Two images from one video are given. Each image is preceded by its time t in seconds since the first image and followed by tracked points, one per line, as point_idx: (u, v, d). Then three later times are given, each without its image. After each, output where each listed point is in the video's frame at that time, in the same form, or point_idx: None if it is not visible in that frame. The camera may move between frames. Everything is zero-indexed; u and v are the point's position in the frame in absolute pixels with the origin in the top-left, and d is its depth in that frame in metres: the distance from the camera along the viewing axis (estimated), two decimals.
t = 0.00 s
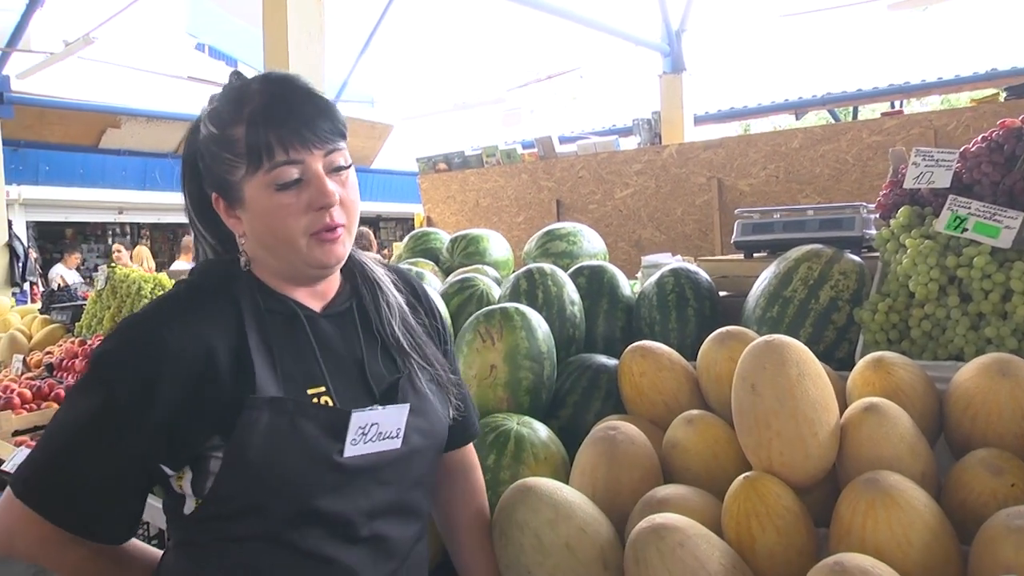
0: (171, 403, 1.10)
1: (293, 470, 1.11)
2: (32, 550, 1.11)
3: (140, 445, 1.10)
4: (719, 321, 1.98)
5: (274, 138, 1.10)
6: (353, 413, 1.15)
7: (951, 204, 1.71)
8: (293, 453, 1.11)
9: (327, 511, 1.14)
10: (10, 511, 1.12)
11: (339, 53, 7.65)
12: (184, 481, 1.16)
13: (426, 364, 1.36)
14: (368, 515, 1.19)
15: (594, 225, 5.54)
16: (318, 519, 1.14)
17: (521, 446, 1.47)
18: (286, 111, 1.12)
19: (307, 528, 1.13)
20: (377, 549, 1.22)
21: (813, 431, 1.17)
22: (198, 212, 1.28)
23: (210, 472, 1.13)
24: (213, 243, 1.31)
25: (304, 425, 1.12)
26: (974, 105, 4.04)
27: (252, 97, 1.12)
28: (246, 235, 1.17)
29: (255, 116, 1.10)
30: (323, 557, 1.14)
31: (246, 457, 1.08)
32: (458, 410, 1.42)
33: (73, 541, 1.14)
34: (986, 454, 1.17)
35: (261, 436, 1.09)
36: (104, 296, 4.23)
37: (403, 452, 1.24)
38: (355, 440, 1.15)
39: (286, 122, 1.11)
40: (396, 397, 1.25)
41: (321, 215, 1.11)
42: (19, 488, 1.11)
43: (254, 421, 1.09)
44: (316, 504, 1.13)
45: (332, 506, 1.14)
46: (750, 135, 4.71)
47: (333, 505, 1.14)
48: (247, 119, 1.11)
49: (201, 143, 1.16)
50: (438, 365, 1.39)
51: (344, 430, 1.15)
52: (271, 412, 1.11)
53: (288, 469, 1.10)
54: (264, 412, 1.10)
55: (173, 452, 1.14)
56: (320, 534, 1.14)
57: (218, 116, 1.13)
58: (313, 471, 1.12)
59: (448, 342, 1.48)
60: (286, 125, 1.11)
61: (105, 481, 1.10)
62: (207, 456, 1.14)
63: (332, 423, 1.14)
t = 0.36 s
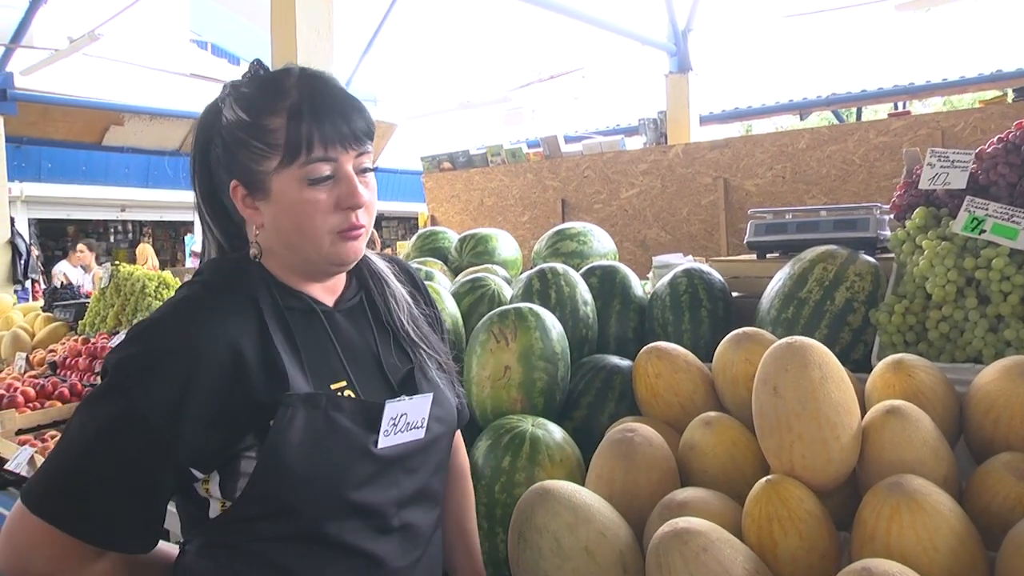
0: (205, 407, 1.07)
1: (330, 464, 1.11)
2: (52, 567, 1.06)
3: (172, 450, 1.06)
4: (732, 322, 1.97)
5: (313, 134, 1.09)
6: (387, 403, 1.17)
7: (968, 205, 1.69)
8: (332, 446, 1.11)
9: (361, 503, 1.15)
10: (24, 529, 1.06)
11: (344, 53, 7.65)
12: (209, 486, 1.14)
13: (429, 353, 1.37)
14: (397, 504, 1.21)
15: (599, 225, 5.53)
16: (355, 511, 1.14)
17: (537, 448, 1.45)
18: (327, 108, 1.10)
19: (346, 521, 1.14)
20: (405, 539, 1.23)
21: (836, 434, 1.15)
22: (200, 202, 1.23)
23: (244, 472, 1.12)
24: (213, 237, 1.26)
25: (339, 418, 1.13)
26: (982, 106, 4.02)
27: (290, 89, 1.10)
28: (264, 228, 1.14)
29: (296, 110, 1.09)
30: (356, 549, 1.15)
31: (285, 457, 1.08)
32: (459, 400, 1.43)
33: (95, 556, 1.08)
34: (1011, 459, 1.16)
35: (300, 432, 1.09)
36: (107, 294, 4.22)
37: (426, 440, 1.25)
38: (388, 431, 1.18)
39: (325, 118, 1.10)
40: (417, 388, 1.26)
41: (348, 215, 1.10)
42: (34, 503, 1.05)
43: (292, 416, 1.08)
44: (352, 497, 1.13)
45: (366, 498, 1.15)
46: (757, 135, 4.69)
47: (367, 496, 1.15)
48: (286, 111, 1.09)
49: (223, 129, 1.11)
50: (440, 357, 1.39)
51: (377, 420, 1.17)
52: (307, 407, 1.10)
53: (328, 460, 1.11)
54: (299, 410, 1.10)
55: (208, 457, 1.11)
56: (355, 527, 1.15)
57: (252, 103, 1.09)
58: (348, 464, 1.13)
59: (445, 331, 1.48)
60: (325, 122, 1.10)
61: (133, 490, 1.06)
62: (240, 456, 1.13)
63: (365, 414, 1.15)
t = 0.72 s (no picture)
0: (217, 401, 1.05)
1: (343, 460, 1.09)
2: None
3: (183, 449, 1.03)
4: (739, 323, 1.95)
5: (349, 124, 1.11)
6: (400, 399, 1.15)
7: (978, 207, 1.66)
8: (345, 443, 1.09)
9: (375, 503, 1.12)
10: (37, 542, 1.03)
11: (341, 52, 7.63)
12: (220, 483, 1.11)
13: (441, 351, 1.36)
14: (412, 505, 1.18)
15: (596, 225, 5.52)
16: (369, 512, 1.12)
17: (545, 451, 1.43)
18: (363, 100, 1.13)
19: (361, 520, 1.11)
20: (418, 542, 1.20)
21: (852, 437, 1.14)
22: (208, 192, 1.21)
23: (255, 467, 1.09)
24: (218, 229, 1.24)
25: (351, 414, 1.11)
26: (981, 108, 4.01)
27: (322, 79, 1.12)
28: (285, 218, 1.13)
29: (332, 100, 1.10)
30: (368, 551, 1.12)
31: (295, 452, 1.05)
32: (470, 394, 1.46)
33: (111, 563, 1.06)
34: None
35: (312, 427, 1.07)
36: (102, 291, 4.19)
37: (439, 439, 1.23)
38: (402, 426, 1.15)
39: (359, 109, 1.12)
40: (432, 383, 1.25)
41: (376, 207, 1.13)
42: (45, 514, 1.02)
43: (304, 409, 1.06)
44: (364, 498, 1.11)
45: (380, 497, 1.13)
46: (755, 136, 4.68)
47: (380, 496, 1.13)
48: (321, 101, 1.10)
49: (246, 116, 1.11)
50: (451, 356, 1.38)
51: (390, 415, 1.14)
52: (319, 402, 1.08)
53: (341, 457, 1.09)
54: (311, 404, 1.07)
55: (220, 452, 1.09)
56: (368, 528, 1.12)
57: (284, 91, 1.10)
58: (361, 461, 1.10)
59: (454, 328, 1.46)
60: (360, 113, 1.12)
61: (145, 494, 1.03)
62: (251, 453, 1.10)
63: (378, 410, 1.14)
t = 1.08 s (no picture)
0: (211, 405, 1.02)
1: (342, 468, 1.07)
2: None
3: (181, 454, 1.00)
4: (737, 326, 1.94)
5: (341, 120, 1.08)
6: (398, 405, 1.13)
7: (979, 211, 1.65)
8: (344, 450, 1.07)
9: (376, 512, 1.10)
10: (29, 552, 0.98)
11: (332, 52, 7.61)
12: (217, 489, 1.09)
13: (447, 354, 1.34)
14: (413, 513, 1.16)
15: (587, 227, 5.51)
16: (370, 521, 1.10)
17: (547, 456, 1.42)
18: (358, 96, 1.10)
19: (361, 529, 1.09)
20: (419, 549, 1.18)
21: (859, 442, 1.13)
22: (211, 193, 1.19)
23: (251, 475, 1.06)
24: (221, 232, 1.22)
25: (350, 420, 1.08)
26: (973, 113, 4.02)
27: (319, 76, 1.10)
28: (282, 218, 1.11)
29: (326, 96, 1.08)
30: (368, 559, 1.10)
31: (290, 460, 1.03)
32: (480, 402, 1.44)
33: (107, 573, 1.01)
34: None
35: (307, 434, 1.04)
36: (90, 292, 4.16)
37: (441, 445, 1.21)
38: (400, 433, 1.13)
39: (353, 106, 1.09)
40: (434, 388, 1.22)
41: (371, 206, 1.09)
42: (40, 525, 0.97)
43: (299, 415, 1.04)
44: (364, 506, 1.09)
45: (380, 506, 1.10)
46: (748, 139, 4.68)
47: (381, 506, 1.11)
48: (316, 97, 1.08)
49: (243, 114, 1.09)
50: (459, 359, 1.36)
51: (389, 422, 1.12)
52: (314, 407, 1.06)
53: (339, 464, 1.06)
54: (306, 409, 1.05)
55: (215, 457, 1.06)
56: (369, 537, 1.10)
57: (278, 86, 1.08)
58: (360, 469, 1.08)
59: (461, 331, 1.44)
60: (355, 110, 1.09)
61: (144, 499, 0.99)
62: (247, 460, 1.07)
63: (376, 416, 1.11)
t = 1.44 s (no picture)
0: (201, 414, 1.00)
1: (331, 477, 1.02)
2: None
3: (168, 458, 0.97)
4: (732, 331, 1.94)
5: (329, 122, 1.03)
6: (389, 412, 1.08)
7: (975, 216, 1.65)
8: (334, 459, 1.03)
9: (365, 522, 1.05)
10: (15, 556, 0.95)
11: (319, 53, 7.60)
12: (205, 497, 1.06)
13: (447, 362, 1.31)
14: (403, 523, 1.12)
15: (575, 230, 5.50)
16: (358, 531, 1.05)
17: (545, 461, 1.42)
18: (349, 99, 1.05)
19: (348, 540, 1.05)
20: (408, 560, 1.14)
21: (862, 448, 1.12)
22: (210, 198, 1.17)
23: (238, 481, 1.02)
24: (220, 240, 1.20)
25: (340, 428, 1.04)
26: (961, 119, 4.03)
27: (312, 79, 1.06)
28: (275, 221, 1.07)
29: (314, 98, 1.04)
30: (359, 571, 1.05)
31: (277, 469, 0.99)
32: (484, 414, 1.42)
33: None
34: None
35: (293, 443, 1.00)
36: (75, 294, 4.13)
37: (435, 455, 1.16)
38: (391, 442, 1.09)
39: (342, 109, 1.04)
40: (430, 396, 1.19)
41: (362, 212, 1.03)
42: (24, 528, 0.95)
43: (287, 424, 1.00)
44: (353, 517, 1.04)
45: (369, 516, 1.06)
46: (736, 143, 4.68)
47: (370, 516, 1.06)
48: (304, 99, 1.04)
49: (240, 117, 1.07)
50: (459, 369, 1.33)
51: (379, 431, 1.08)
52: (303, 414, 1.02)
53: (329, 473, 1.02)
54: (295, 417, 1.01)
55: (202, 464, 1.03)
56: (356, 548, 1.06)
57: (271, 90, 1.05)
58: (348, 478, 1.04)
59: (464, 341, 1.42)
60: (345, 113, 1.04)
61: (131, 504, 0.97)
62: (235, 467, 1.03)
63: (366, 423, 1.07)
